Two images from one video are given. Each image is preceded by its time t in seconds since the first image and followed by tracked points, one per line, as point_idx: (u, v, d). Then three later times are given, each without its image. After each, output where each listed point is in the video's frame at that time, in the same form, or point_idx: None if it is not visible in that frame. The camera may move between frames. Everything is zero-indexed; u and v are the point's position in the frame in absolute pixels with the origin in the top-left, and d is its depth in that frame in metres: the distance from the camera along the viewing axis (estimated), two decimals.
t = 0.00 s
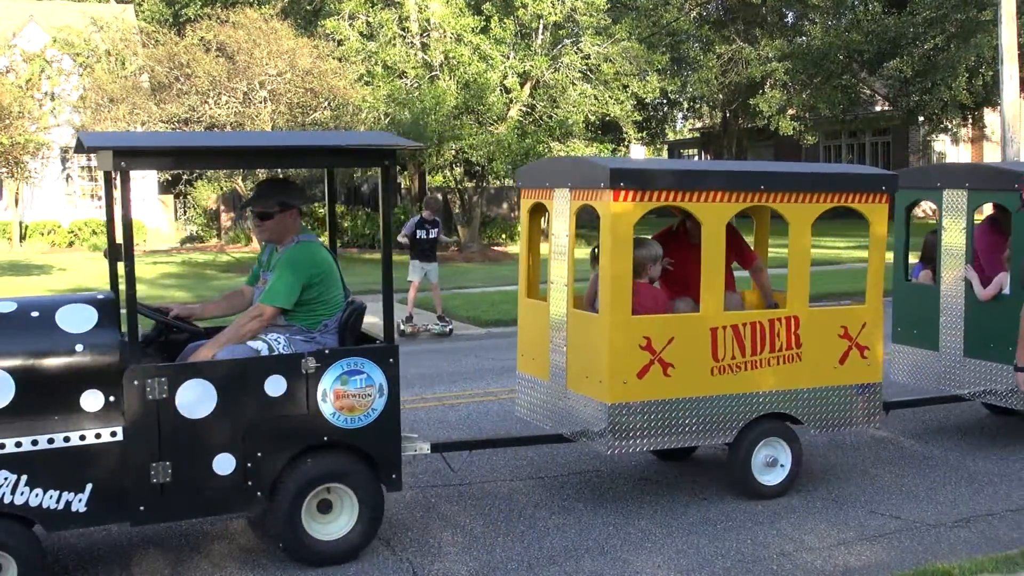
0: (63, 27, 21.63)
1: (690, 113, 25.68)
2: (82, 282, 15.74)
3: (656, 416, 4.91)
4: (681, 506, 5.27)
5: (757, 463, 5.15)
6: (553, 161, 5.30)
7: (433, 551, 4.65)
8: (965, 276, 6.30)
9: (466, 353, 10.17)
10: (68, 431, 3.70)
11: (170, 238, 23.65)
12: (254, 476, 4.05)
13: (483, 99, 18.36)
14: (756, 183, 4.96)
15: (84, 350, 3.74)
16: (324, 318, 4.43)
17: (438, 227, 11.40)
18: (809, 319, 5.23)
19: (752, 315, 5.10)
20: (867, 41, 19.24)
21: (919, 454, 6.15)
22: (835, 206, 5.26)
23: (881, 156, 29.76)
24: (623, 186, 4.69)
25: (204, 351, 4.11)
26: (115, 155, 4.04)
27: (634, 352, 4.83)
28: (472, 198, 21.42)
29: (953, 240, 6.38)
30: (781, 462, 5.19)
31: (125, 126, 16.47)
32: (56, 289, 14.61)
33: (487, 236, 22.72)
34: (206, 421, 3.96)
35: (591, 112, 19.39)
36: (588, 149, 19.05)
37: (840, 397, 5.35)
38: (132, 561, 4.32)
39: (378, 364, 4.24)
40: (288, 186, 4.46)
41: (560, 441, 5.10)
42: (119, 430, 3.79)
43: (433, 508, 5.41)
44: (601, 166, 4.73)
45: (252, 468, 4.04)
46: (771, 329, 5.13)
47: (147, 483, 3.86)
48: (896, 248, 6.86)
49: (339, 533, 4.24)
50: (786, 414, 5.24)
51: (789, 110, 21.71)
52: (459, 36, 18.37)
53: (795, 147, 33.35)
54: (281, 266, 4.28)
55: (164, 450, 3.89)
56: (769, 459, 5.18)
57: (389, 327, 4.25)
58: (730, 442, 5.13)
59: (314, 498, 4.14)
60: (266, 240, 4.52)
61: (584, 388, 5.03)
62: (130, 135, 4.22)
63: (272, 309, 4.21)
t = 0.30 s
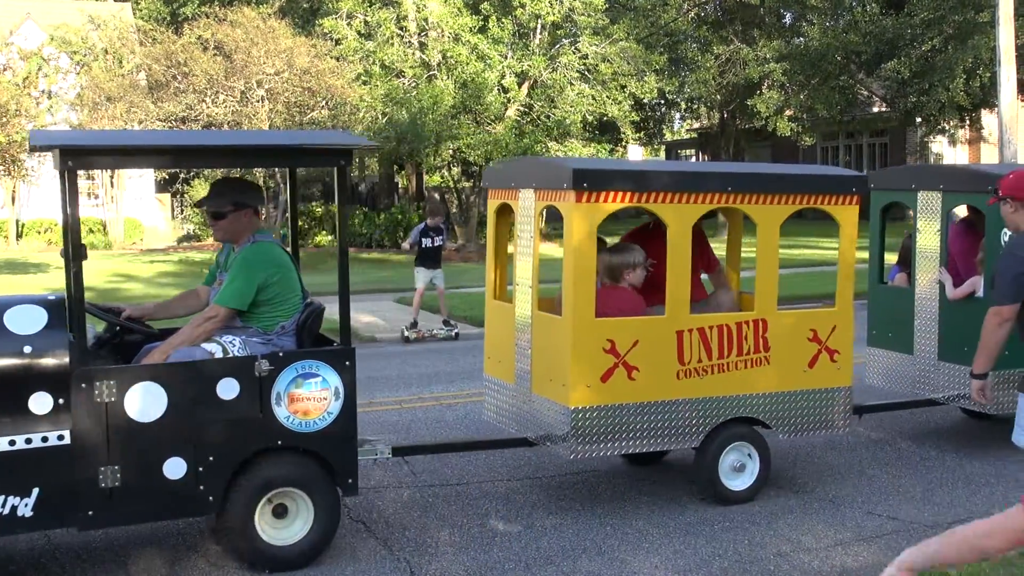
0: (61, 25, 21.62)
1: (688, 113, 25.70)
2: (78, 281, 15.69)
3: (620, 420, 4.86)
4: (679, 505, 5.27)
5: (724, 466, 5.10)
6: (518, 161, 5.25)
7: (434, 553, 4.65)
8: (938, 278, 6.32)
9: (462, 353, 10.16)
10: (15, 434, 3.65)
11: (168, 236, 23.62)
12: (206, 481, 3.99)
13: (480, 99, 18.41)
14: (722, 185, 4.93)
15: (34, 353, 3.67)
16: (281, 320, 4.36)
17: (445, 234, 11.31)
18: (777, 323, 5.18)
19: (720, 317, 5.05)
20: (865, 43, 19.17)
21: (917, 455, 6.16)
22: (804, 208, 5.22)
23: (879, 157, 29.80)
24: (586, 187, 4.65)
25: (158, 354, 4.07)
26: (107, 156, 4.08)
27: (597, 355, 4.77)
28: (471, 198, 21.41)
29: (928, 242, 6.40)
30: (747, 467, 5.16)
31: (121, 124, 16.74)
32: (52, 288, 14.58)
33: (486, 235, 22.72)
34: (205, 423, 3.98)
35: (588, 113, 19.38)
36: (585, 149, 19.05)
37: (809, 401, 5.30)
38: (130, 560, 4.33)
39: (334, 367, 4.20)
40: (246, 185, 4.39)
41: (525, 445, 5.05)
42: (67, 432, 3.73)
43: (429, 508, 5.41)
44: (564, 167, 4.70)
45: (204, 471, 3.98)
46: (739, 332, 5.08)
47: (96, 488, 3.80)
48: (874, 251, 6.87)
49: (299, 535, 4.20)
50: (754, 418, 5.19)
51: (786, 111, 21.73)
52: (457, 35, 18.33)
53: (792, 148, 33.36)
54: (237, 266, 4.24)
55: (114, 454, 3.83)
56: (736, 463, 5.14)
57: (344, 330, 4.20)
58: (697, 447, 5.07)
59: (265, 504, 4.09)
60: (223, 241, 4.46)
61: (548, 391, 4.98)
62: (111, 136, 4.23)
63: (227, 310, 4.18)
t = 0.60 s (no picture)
0: (58, 23, 21.60)
1: (685, 114, 25.73)
2: (75, 279, 15.66)
3: (586, 423, 4.86)
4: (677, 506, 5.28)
5: (693, 470, 5.08)
6: (485, 162, 5.26)
7: (433, 555, 4.65)
8: (916, 281, 6.31)
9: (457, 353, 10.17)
10: None
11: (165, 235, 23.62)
12: (161, 483, 3.98)
13: (479, 99, 18.47)
14: (692, 185, 4.93)
15: None
16: (241, 321, 4.37)
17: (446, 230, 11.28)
18: (747, 325, 5.18)
19: (688, 319, 5.04)
20: (862, 44, 19.24)
21: (915, 456, 6.16)
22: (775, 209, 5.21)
23: (876, 159, 29.87)
24: (552, 187, 4.63)
25: (115, 353, 4.06)
26: (106, 153, 4.11)
27: (563, 357, 4.77)
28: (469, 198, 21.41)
29: (906, 245, 6.39)
30: (717, 471, 5.14)
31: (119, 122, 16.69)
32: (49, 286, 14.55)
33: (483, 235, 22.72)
34: (199, 422, 4.02)
35: (587, 113, 19.41)
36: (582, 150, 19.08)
37: (780, 404, 5.29)
38: (127, 559, 4.34)
39: (293, 369, 4.18)
40: (203, 186, 4.47)
41: (492, 448, 5.05)
42: (17, 435, 3.74)
43: (427, 507, 5.42)
44: (530, 167, 4.68)
45: (159, 475, 3.97)
46: (708, 335, 5.08)
47: (47, 491, 3.79)
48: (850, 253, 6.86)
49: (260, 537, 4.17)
50: (723, 422, 5.19)
51: (784, 112, 21.79)
52: (455, 35, 18.46)
53: (789, 149, 33.42)
54: (196, 267, 4.25)
55: (67, 457, 3.82)
56: (706, 467, 5.12)
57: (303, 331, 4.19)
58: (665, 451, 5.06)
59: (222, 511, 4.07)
60: (181, 242, 4.53)
61: (515, 394, 4.97)
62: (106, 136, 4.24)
63: (185, 311, 4.18)
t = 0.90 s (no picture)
0: (57, 21, 21.58)
1: (683, 114, 25.73)
2: (73, 277, 15.64)
3: (557, 427, 4.85)
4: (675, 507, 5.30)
5: (667, 475, 5.06)
6: (459, 160, 5.26)
7: (431, 555, 4.66)
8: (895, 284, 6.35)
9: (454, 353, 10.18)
10: None
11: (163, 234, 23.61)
12: (122, 486, 3.97)
13: (478, 98, 18.48)
14: (666, 186, 4.94)
15: None
16: (205, 321, 4.32)
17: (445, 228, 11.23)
18: (722, 328, 5.17)
19: (661, 322, 5.04)
20: (861, 45, 19.21)
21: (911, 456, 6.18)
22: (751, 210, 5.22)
23: (874, 159, 29.90)
24: (523, 187, 4.64)
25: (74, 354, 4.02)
26: (103, 152, 4.11)
27: (535, 360, 4.77)
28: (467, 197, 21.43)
29: (886, 246, 6.44)
30: (691, 474, 5.12)
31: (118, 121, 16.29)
32: (47, 284, 14.54)
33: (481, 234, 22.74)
34: (175, 422, 4.02)
35: (585, 113, 19.43)
36: (580, 150, 19.10)
37: (755, 408, 5.29)
38: (122, 558, 4.34)
39: (256, 370, 4.17)
40: (174, 189, 4.35)
41: (463, 450, 5.04)
42: None
43: (424, 506, 5.42)
44: (502, 167, 4.70)
45: (118, 477, 3.95)
46: (682, 337, 5.07)
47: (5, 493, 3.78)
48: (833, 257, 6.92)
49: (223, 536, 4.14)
50: (697, 425, 5.19)
51: (783, 113, 21.81)
52: (453, 34, 18.52)
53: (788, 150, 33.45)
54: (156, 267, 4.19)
55: (24, 459, 3.80)
56: (680, 471, 5.11)
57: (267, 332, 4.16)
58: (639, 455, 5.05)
59: (180, 523, 4.04)
60: (145, 239, 4.44)
61: (486, 396, 4.97)
62: (110, 129, 4.25)
63: (146, 311, 4.12)
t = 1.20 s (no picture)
0: (51, 18, 21.51)
1: (679, 114, 25.73)
2: (67, 276, 15.58)
3: (527, 428, 4.88)
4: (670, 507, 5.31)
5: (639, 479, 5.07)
6: (433, 158, 5.28)
7: (426, 554, 4.66)
8: (874, 285, 6.42)
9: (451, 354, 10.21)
10: None
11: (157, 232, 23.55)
12: (84, 489, 3.95)
13: (473, 97, 18.44)
14: (639, 186, 4.97)
15: None
16: (171, 322, 4.28)
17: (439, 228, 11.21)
18: (697, 329, 5.18)
19: (634, 324, 5.06)
20: (856, 45, 19.22)
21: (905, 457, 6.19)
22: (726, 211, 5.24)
23: (868, 160, 29.94)
24: (494, 187, 4.67)
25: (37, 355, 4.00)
26: (100, 150, 4.12)
27: (505, 361, 4.80)
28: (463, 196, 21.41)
29: (865, 247, 6.48)
30: (665, 477, 5.13)
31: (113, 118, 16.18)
32: (41, 282, 14.48)
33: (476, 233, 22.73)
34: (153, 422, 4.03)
35: (580, 112, 19.44)
36: (575, 150, 19.10)
37: (731, 411, 5.30)
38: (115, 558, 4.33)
39: (221, 372, 4.13)
40: (141, 187, 4.33)
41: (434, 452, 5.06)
42: None
43: (420, 505, 5.42)
44: (472, 166, 4.73)
45: (80, 480, 3.93)
46: (655, 339, 5.09)
47: None
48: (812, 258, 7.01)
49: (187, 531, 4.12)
50: (670, 428, 5.19)
51: (778, 113, 21.82)
52: (448, 33, 18.50)
53: (783, 150, 33.51)
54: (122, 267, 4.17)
55: None
56: (654, 474, 5.11)
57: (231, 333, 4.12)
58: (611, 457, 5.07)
59: (142, 532, 4.03)
60: (111, 237, 4.41)
61: (456, 398, 4.99)
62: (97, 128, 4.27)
63: (111, 311, 4.09)
